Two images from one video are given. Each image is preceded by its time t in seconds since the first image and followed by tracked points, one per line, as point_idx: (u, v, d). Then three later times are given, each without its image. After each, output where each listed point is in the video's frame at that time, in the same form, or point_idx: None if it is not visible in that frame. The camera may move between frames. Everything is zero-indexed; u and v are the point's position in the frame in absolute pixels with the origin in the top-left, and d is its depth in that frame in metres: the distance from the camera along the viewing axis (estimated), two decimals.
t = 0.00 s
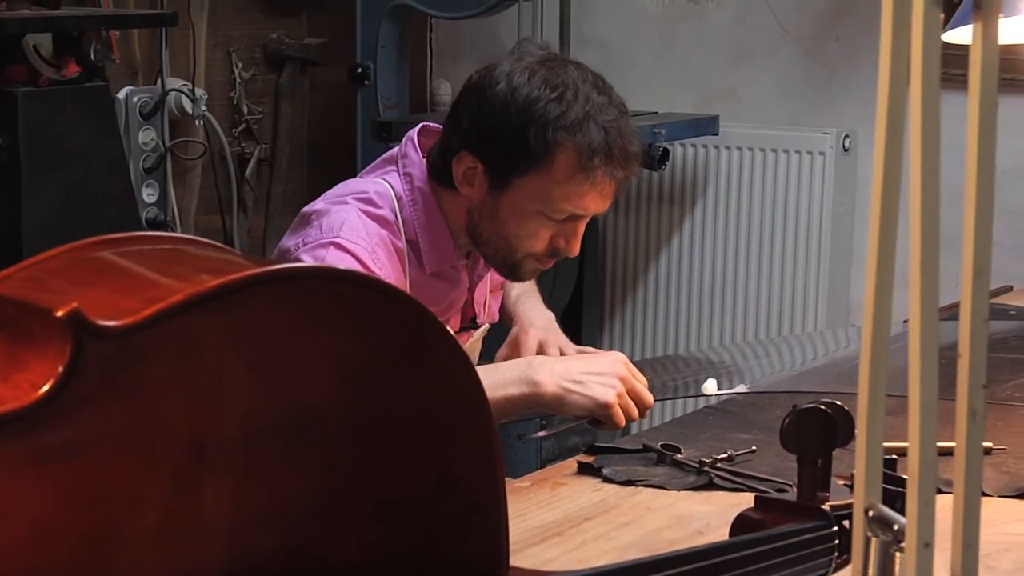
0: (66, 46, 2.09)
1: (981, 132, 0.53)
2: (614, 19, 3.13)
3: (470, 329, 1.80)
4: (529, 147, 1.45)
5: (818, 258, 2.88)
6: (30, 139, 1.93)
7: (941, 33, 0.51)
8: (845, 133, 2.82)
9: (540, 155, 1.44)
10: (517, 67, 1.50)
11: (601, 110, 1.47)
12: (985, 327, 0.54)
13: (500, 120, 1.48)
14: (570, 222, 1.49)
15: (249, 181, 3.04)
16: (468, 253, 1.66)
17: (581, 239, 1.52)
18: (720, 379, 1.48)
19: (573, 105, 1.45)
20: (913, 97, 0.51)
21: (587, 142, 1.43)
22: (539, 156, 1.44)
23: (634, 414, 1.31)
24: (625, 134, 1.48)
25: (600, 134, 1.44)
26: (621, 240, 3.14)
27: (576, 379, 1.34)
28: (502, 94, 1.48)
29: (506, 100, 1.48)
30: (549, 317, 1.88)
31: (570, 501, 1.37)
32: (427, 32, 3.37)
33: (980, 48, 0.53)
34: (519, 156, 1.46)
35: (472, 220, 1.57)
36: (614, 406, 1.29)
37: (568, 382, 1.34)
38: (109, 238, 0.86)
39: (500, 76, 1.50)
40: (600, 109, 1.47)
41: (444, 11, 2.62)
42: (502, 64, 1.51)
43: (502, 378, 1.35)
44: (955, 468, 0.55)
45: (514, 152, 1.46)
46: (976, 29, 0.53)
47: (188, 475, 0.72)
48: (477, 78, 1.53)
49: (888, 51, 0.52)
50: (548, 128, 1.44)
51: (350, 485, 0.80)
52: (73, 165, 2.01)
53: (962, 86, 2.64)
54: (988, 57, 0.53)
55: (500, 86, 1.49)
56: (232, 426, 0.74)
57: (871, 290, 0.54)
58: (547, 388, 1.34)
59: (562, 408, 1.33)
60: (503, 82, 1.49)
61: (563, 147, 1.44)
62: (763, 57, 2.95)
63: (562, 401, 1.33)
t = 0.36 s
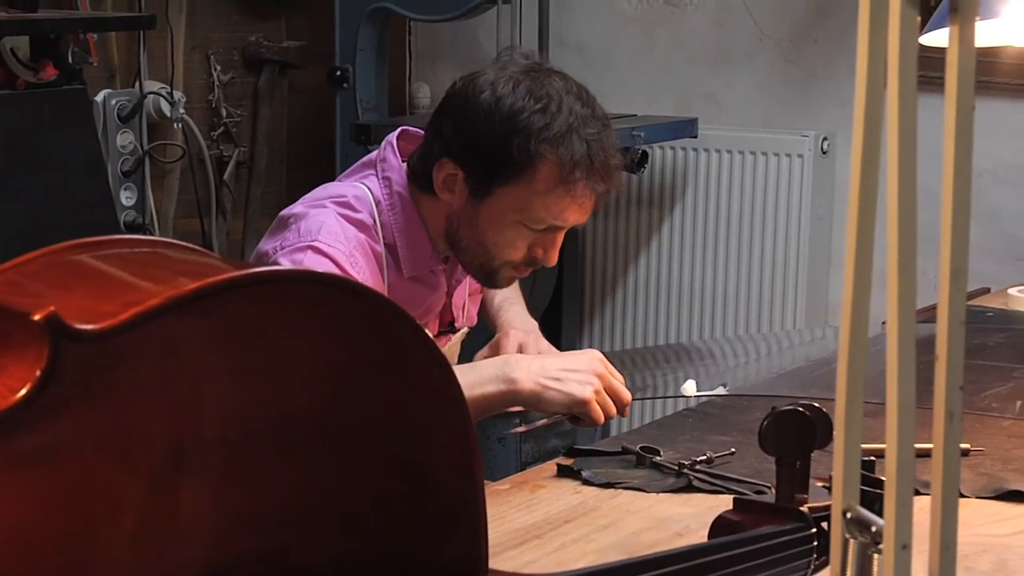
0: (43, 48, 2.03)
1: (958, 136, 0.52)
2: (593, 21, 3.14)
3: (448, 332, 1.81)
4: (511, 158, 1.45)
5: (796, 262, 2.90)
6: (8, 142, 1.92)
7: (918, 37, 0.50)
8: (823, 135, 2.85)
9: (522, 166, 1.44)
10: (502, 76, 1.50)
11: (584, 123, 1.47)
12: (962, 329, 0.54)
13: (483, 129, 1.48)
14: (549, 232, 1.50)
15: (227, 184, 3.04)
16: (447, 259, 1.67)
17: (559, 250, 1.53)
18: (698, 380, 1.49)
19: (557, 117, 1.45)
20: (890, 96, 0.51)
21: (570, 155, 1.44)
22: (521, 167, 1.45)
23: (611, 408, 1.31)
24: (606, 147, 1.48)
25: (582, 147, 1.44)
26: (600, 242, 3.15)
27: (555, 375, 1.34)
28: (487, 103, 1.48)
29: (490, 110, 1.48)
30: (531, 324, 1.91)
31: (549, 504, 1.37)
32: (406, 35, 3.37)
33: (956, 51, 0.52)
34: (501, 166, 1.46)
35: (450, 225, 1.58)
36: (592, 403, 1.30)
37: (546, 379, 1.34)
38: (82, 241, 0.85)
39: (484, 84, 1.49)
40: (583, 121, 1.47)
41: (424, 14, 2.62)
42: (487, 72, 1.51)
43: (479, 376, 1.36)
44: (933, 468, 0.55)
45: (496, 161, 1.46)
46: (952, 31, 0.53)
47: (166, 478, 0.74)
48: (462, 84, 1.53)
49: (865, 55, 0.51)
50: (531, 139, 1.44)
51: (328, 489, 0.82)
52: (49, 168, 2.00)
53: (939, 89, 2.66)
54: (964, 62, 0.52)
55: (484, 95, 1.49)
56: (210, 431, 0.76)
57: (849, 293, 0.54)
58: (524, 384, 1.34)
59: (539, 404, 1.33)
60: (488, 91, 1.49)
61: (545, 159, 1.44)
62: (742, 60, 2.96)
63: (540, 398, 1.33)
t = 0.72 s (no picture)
0: (33, 49, 2.07)
1: (948, 137, 0.53)
2: (584, 22, 3.15)
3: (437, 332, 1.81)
4: (497, 158, 1.45)
5: (787, 263, 2.91)
6: None
7: (908, 37, 0.51)
8: (814, 136, 2.85)
9: (508, 166, 1.45)
10: (488, 76, 1.50)
11: (570, 121, 1.47)
12: (952, 328, 0.55)
13: (469, 129, 1.48)
14: (536, 232, 1.50)
15: (218, 185, 3.04)
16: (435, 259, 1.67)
17: (546, 248, 1.53)
18: (689, 381, 1.49)
19: (543, 116, 1.45)
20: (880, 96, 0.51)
21: (556, 154, 1.44)
22: (508, 167, 1.45)
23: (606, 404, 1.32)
24: (592, 146, 1.48)
25: (569, 146, 1.45)
26: (591, 242, 3.15)
27: (548, 372, 1.34)
28: (473, 103, 1.48)
29: (476, 110, 1.48)
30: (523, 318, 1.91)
31: (541, 505, 1.38)
32: (397, 35, 3.37)
33: (946, 53, 0.53)
34: (487, 166, 1.46)
35: (437, 225, 1.58)
36: (586, 399, 1.31)
37: (540, 375, 1.34)
38: (72, 241, 0.85)
39: (470, 84, 1.50)
40: (569, 120, 1.47)
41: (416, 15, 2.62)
42: (472, 73, 1.51)
43: (472, 371, 1.35)
44: (923, 469, 0.55)
45: (482, 162, 1.47)
46: (942, 32, 0.53)
47: (157, 479, 0.75)
48: (447, 85, 1.53)
49: (855, 55, 0.52)
50: (517, 139, 1.44)
51: (317, 489, 0.82)
52: (40, 170, 1.99)
53: (930, 90, 2.66)
54: (954, 64, 0.52)
55: (470, 95, 1.49)
56: (200, 432, 0.76)
57: (839, 294, 0.54)
58: (518, 381, 1.34)
59: (533, 401, 1.33)
60: (473, 91, 1.49)
61: (532, 159, 1.44)
62: (732, 61, 2.97)
63: (534, 397, 1.33)
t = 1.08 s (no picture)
0: (34, 49, 2.07)
1: (948, 137, 0.53)
2: (584, 22, 3.15)
3: (437, 331, 1.81)
4: (497, 157, 1.45)
5: (788, 263, 2.91)
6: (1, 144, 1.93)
7: (907, 37, 0.51)
8: (814, 136, 2.85)
9: (508, 166, 1.45)
10: (487, 75, 1.50)
11: (570, 120, 1.47)
12: (952, 328, 0.55)
13: (469, 129, 1.48)
14: (537, 231, 1.50)
15: (218, 185, 3.03)
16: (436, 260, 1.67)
17: (547, 248, 1.53)
18: (690, 380, 1.49)
19: (543, 115, 1.45)
20: (879, 96, 0.51)
21: (556, 153, 1.44)
22: (508, 166, 1.45)
23: (608, 403, 1.32)
24: (593, 145, 1.48)
25: (569, 145, 1.45)
26: (591, 242, 3.15)
27: (549, 372, 1.34)
28: (473, 103, 1.48)
29: (477, 110, 1.48)
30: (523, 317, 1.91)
31: (541, 505, 1.38)
32: (397, 35, 3.37)
33: (946, 53, 0.53)
34: (487, 166, 1.46)
35: (438, 225, 1.57)
36: (588, 398, 1.31)
37: (541, 374, 1.34)
38: (70, 242, 0.85)
39: (470, 84, 1.50)
40: (569, 119, 1.47)
41: (416, 15, 2.62)
42: (471, 72, 1.51)
43: (473, 371, 1.35)
44: (923, 468, 0.55)
45: (482, 161, 1.47)
46: (943, 32, 0.53)
47: (156, 479, 0.75)
48: (447, 85, 1.53)
49: (855, 56, 0.52)
50: (518, 138, 1.44)
51: (316, 489, 0.82)
52: (39, 170, 1.99)
53: (930, 90, 2.67)
54: (954, 63, 0.52)
55: (469, 95, 1.49)
56: (199, 433, 0.77)
57: (839, 295, 0.54)
58: (520, 380, 1.34)
59: (535, 400, 1.33)
60: (474, 91, 1.49)
61: (532, 158, 1.44)
62: (732, 60, 2.97)
63: (535, 397, 1.33)
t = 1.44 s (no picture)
0: (34, 49, 2.07)
1: (948, 137, 0.53)
2: (584, 21, 3.15)
3: (437, 332, 1.81)
4: (498, 157, 1.45)
5: (788, 263, 2.91)
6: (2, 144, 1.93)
7: (907, 37, 0.51)
8: (814, 135, 2.85)
9: (509, 166, 1.45)
10: (488, 75, 1.50)
11: (570, 120, 1.47)
12: (952, 328, 0.54)
13: (469, 129, 1.48)
14: (537, 230, 1.50)
15: (218, 185, 3.03)
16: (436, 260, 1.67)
17: (547, 247, 1.52)
18: (690, 380, 1.49)
19: (544, 115, 1.46)
20: (880, 97, 0.51)
21: (557, 153, 1.44)
22: (508, 166, 1.45)
23: (610, 401, 1.32)
24: (593, 144, 1.48)
25: (570, 145, 1.44)
26: (592, 241, 3.15)
27: (549, 371, 1.34)
28: (473, 103, 1.48)
29: (477, 110, 1.48)
30: (523, 317, 1.91)
31: (541, 504, 1.38)
32: (398, 35, 3.37)
33: (946, 53, 0.53)
34: (488, 166, 1.46)
35: (438, 225, 1.57)
36: (589, 398, 1.30)
37: (542, 373, 1.34)
38: (70, 241, 0.85)
39: (470, 84, 1.50)
40: (569, 119, 1.47)
41: (417, 14, 2.62)
42: (472, 73, 1.51)
43: (474, 369, 1.36)
44: (923, 467, 0.55)
45: (482, 161, 1.47)
46: (942, 32, 0.53)
47: (156, 479, 0.75)
48: (447, 85, 1.53)
49: (855, 56, 0.52)
50: (518, 138, 1.44)
51: (316, 489, 0.82)
52: (38, 170, 1.99)
53: (930, 89, 2.67)
54: (954, 63, 0.52)
55: (469, 95, 1.49)
56: (199, 433, 0.77)
57: (839, 294, 0.54)
58: (520, 378, 1.34)
59: (536, 399, 1.33)
60: (474, 91, 1.49)
61: (533, 158, 1.44)
62: (732, 59, 2.97)
63: (536, 395, 1.33)
